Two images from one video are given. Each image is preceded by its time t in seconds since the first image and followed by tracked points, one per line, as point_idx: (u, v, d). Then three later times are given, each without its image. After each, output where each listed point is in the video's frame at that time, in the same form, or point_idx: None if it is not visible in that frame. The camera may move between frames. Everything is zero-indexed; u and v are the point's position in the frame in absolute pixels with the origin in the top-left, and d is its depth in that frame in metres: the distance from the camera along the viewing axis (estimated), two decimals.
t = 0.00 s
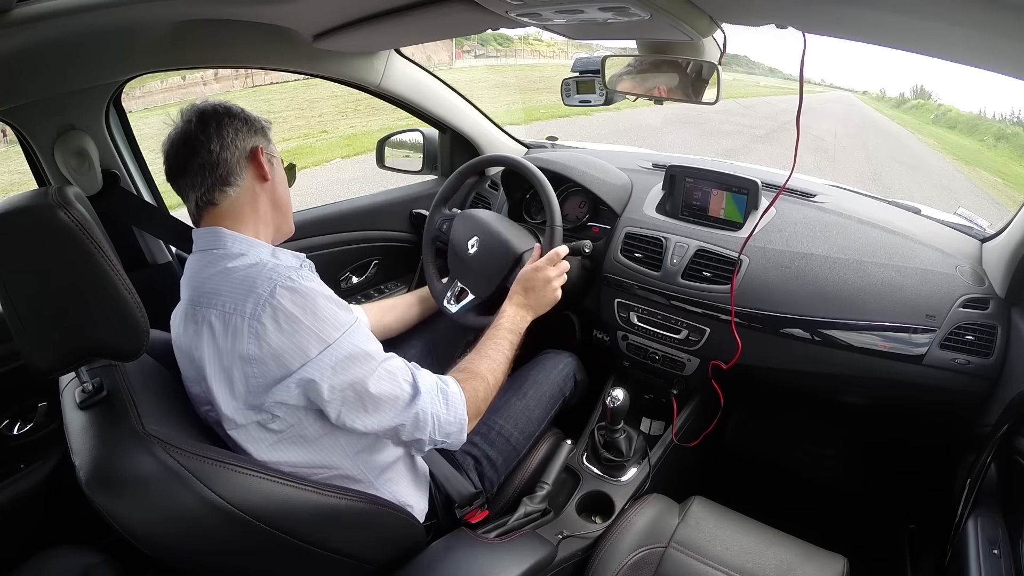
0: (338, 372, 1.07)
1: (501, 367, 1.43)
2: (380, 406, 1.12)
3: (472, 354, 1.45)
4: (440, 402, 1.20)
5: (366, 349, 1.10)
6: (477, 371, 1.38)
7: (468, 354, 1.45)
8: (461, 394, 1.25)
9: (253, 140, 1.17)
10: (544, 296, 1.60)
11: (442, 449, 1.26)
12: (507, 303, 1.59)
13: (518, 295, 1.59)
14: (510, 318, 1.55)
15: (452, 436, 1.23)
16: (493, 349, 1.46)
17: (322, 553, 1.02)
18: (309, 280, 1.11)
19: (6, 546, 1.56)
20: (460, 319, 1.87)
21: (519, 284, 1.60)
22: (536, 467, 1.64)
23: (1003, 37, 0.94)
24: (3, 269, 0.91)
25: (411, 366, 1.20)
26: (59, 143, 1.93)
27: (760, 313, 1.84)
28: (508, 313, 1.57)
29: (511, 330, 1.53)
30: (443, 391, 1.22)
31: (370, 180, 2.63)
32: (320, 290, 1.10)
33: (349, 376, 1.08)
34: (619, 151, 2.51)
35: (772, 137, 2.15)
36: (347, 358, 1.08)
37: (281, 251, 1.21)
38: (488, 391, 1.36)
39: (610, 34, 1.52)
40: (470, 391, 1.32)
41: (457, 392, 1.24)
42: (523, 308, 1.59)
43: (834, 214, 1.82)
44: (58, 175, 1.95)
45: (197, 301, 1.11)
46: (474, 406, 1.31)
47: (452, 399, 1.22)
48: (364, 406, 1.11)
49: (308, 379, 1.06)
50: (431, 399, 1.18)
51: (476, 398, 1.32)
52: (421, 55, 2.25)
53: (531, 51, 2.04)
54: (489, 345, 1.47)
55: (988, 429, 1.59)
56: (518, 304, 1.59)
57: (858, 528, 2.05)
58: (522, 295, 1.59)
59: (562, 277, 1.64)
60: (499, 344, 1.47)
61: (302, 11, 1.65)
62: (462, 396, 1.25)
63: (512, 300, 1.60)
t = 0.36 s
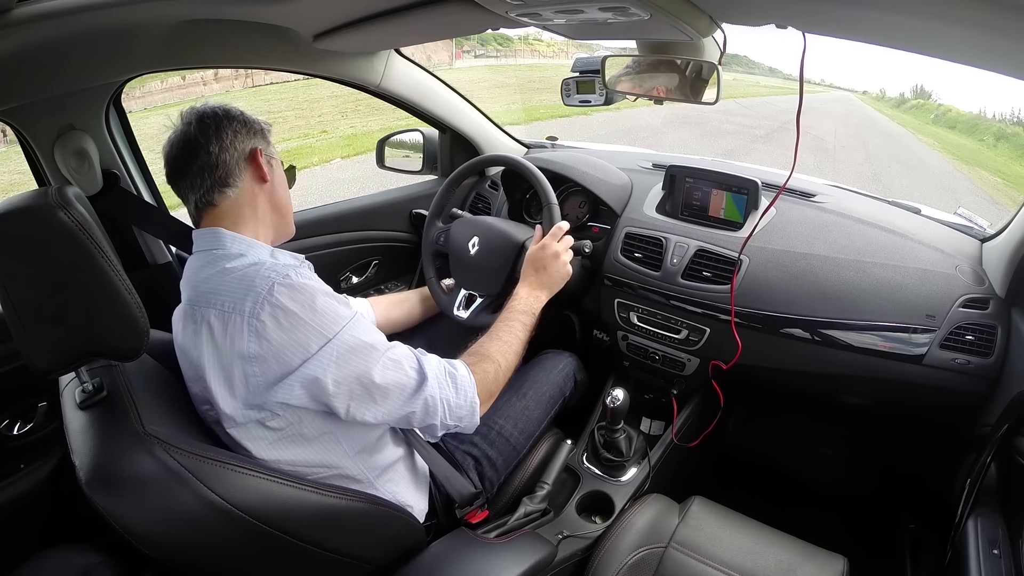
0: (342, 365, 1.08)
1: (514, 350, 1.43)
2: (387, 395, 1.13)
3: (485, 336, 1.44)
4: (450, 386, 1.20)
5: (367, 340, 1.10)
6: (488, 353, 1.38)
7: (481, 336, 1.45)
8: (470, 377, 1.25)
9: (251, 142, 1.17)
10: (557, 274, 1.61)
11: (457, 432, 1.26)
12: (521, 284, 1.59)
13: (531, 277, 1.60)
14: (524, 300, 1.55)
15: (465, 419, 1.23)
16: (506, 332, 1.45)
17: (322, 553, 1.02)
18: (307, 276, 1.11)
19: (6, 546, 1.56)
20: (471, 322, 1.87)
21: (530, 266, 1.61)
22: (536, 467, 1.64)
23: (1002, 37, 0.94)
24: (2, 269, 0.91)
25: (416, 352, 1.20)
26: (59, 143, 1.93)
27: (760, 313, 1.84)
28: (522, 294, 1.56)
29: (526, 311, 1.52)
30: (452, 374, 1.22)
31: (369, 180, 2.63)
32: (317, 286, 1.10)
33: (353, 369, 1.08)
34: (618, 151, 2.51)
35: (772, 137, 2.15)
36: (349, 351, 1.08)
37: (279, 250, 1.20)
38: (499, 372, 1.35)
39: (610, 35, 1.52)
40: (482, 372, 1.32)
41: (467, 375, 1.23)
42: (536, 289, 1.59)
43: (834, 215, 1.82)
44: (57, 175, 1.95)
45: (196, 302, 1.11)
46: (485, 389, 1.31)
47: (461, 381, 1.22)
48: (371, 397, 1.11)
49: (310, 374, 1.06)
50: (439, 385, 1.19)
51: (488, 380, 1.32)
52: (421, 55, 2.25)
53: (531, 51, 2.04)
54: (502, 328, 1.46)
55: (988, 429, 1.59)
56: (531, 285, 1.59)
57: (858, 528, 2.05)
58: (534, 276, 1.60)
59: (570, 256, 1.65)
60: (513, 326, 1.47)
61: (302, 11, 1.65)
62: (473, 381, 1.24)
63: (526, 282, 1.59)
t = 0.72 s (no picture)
0: (347, 376, 1.08)
1: (514, 353, 1.42)
2: (391, 404, 1.13)
3: (484, 338, 1.44)
4: (453, 394, 1.20)
5: (371, 350, 1.10)
6: (488, 357, 1.37)
7: (481, 339, 1.44)
8: (473, 384, 1.24)
9: (240, 140, 1.15)
10: (556, 274, 1.61)
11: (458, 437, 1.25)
12: (519, 283, 1.58)
13: (529, 276, 1.59)
14: (524, 300, 1.54)
15: (466, 425, 1.23)
16: (506, 334, 1.45)
17: (321, 553, 1.02)
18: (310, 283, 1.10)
19: (6, 546, 1.56)
20: (474, 322, 1.86)
21: (528, 265, 1.61)
22: (536, 467, 1.63)
23: (1003, 37, 0.94)
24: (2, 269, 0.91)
25: (420, 358, 1.20)
26: (59, 144, 1.93)
27: (760, 313, 1.84)
28: (521, 294, 1.56)
29: (525, 311, 1.51)
30: (455, 381, 1.21)
31: (369, 180, 2.63)
32: (321, 293, 1.09)
33: (357, 379, 1.08)
34: (618, 151, 2.51)
35: (772, 137, 2.15)
36: (354, 361, 1.08)
37: (281, 253, 1.21)
38: (499, 375, 1.35)
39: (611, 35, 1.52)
40: (482, 375, 1.31)
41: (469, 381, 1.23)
42: (535, 288, 1.58)
43: (834, 215, 1.82)
44: (57, 175, 1.95)
45: (200, 309, 1.11)
46: (488, 395, 1.30)
47: (464, 389, 1.21)
48: (376, 406, 1.12)
49: (315, 384, 1.06)
50: (443, 393, 1.18)
51: (488, 382, 1.31)
52: (421, 55, 2.25)
53: (531, 51, 2.04)
54: (502, 329, 1.45)
55: (988, 429, 1.59)
56: (529, 284, 1.59)
57: (858, 528, 2.05)
58: (533, 275, 1.59)
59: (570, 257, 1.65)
60: (513, 327, 1.46)
61: (302, 11, 1.65)
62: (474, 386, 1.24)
63: (525, 281, 1.59)
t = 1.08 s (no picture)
0: (348, 414, 1.09)
1: (501, 385, 1.44)
2: (388, 440, 1.15)
3: (471, 370, 1.45)
4: (447, 430, 1.23)
5: (372, 386, 1.12)
6: (477, 390, 1.38)
7: (469, 370, 1.45)
8: (466, 417, 1.28)
9: (247, 148, 1.13)
10: (543, 305, 1.61)
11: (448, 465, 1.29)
12: (506, 312, 1.60)
13: (516, 304, 1.60)
14: (510, 331, 1.55)
15: (456, 455, 1.26)
16: (494, 366, 1.46)
17: (321, 553, 1.01)
18: (315, 313, 1.10)
19: (6, 546, 1.56)
20: (473, 321, 1.85)
21: (515, 293, 1.60)
22: (537, 466, 1.63)
23: (1004, 36, 0.94)
24: (3, 269, 0.91)
25: (417, 391, 1.22)
26: (59, 144, 1.93)
27: (760, 313, 1.84)
28: (508, 324, 1.57)
29: (510, 343, 1.53)
30: (449, 417, 1.24)
31: (369, 180, 2.63)
32: (327, 326, 1.09)
33: (358, 416, 1.10)
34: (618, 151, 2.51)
35: (772, 138, 2.15)
36: (356, 399, 1.09)
37: (284, 265, 1.21)
38: (489, 410, 1.37)
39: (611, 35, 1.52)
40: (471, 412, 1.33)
41: (462, 417, 1.26)
42: (523, 317, 1.59)
43: (834, 215, 1.82)
44: (57, 175, 1.95)
45: (202, 331, 1.11)
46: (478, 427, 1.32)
47: (458, 423, 1.25)
48: (374, 441, 1.13)
49: (315, 420, 1.07)
50: (438, 427, 1.21)
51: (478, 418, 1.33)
52: (421, 56, 2.25)
53: (531, 51, 2.04)
54: (489, 361, 1.47)
55: (988, 429, 1.59)
56: (516, 313, 1.59)
57: (857, 528, 2.05)
58: (520, 303, 1.60)
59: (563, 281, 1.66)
60: (500, 360, 1.48)
61: (302, 11, 1.65)
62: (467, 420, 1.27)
63: (511, 312, 1.59)
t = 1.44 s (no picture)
0: (350, 422, 1.09)
1: (502, 386, 1.44)
2: (391, 445, 1.15)
3: (472, 372, 1.45)
4: (449, 433, 1.23)
5: (374, 394, 1.12)
6: (478, 392, 1.38)
7: (470, 372, 1.46)
8: (468, 420, 1.28)
9: (246, 151, 1.13)
10: (543, 306, 1.61)
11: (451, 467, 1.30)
12: (506, 313, 1.60)
13: (516, 305, 1.60)
14: (511, 332, 1.55)
15: (459, 457, 1.26)
16: (494, 367, 1.46)
17: (321, 553, 1.01)
18: (316, 320, 1.10)
19: (6, 546, 1.56)
20: (473, 321, 1.85)
21: (515, 295, 1.60)
22: (537, 466, 1.63)
23: (1005, 36, 0.94)
24: (3, 269, 0.91)
25: (418, 396, 1.22)
26: (59, 144, 1.93)
27: (759, 313, 1.84)
28: (508, 325, 1.57)
29: (511, 344, 1.53)
30: (451, 420, 1.24)
31: (369, 180, 2.63)
32: (328, 334, 1.09)
33: (360, 423, 1.10)
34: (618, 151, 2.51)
35: (772, 137, 2.15)
36: (358, 406, 1.10)
37: (285, 270, 1.22)
38: (490, 411, 1.37)
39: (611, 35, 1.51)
40: (473, 414, 1.33)
41: (464, 420, 1.26)
42: (523, 318, 1.59)
43: (834, 215, 1.82)
44: (57, 175, 1.95)
45: (203, 338, 1.11)
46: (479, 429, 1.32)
47: (459, 426, 1.25)
48: (377, 446, 1.14)
49: (318, 429, 1.07)
50: (440, 431, 1.22)
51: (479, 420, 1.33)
52: (421, 56, 2.25)
53: (531, 51, 2.04)
54: (490, 363, 1.47)
55: (988, 429, 1.59)
56: (517, 314, 1.59)
57: (857, 528, 2.05)
58: (520, 304, 1.60)
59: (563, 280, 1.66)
60: (501, 361, 1.48)
61: (302, 11, 1.65)
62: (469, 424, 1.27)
63: (512, 313, 1.60)
